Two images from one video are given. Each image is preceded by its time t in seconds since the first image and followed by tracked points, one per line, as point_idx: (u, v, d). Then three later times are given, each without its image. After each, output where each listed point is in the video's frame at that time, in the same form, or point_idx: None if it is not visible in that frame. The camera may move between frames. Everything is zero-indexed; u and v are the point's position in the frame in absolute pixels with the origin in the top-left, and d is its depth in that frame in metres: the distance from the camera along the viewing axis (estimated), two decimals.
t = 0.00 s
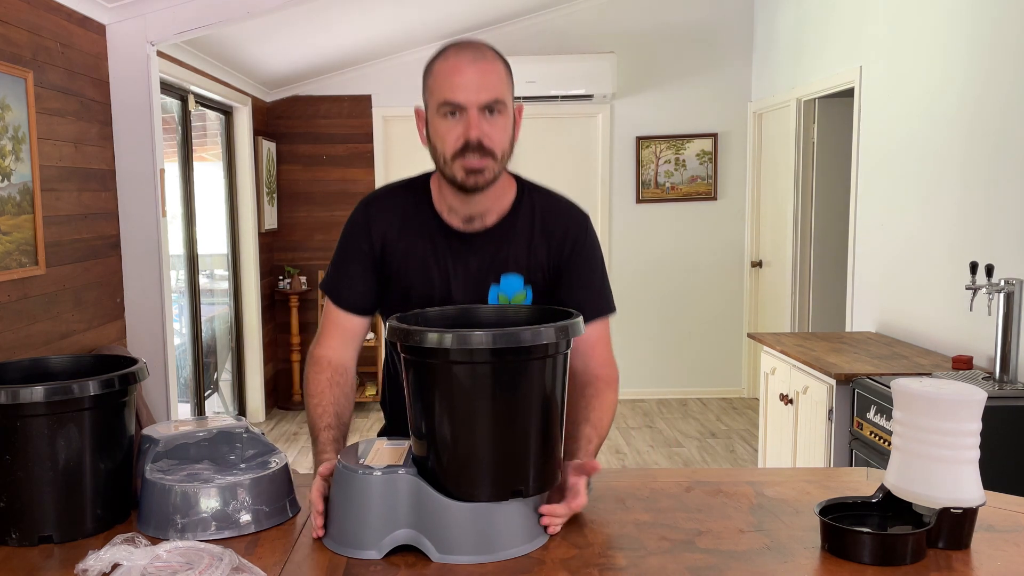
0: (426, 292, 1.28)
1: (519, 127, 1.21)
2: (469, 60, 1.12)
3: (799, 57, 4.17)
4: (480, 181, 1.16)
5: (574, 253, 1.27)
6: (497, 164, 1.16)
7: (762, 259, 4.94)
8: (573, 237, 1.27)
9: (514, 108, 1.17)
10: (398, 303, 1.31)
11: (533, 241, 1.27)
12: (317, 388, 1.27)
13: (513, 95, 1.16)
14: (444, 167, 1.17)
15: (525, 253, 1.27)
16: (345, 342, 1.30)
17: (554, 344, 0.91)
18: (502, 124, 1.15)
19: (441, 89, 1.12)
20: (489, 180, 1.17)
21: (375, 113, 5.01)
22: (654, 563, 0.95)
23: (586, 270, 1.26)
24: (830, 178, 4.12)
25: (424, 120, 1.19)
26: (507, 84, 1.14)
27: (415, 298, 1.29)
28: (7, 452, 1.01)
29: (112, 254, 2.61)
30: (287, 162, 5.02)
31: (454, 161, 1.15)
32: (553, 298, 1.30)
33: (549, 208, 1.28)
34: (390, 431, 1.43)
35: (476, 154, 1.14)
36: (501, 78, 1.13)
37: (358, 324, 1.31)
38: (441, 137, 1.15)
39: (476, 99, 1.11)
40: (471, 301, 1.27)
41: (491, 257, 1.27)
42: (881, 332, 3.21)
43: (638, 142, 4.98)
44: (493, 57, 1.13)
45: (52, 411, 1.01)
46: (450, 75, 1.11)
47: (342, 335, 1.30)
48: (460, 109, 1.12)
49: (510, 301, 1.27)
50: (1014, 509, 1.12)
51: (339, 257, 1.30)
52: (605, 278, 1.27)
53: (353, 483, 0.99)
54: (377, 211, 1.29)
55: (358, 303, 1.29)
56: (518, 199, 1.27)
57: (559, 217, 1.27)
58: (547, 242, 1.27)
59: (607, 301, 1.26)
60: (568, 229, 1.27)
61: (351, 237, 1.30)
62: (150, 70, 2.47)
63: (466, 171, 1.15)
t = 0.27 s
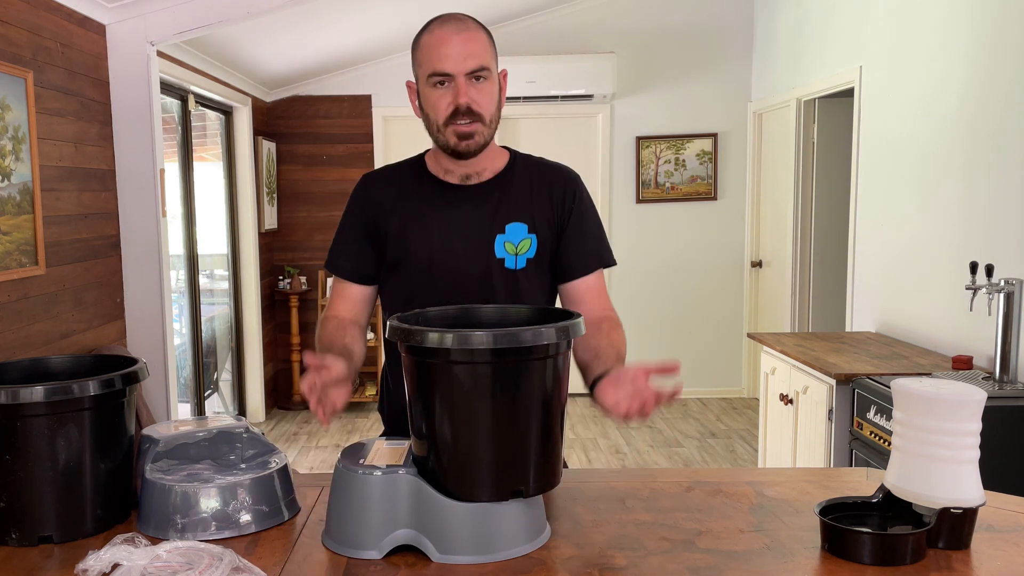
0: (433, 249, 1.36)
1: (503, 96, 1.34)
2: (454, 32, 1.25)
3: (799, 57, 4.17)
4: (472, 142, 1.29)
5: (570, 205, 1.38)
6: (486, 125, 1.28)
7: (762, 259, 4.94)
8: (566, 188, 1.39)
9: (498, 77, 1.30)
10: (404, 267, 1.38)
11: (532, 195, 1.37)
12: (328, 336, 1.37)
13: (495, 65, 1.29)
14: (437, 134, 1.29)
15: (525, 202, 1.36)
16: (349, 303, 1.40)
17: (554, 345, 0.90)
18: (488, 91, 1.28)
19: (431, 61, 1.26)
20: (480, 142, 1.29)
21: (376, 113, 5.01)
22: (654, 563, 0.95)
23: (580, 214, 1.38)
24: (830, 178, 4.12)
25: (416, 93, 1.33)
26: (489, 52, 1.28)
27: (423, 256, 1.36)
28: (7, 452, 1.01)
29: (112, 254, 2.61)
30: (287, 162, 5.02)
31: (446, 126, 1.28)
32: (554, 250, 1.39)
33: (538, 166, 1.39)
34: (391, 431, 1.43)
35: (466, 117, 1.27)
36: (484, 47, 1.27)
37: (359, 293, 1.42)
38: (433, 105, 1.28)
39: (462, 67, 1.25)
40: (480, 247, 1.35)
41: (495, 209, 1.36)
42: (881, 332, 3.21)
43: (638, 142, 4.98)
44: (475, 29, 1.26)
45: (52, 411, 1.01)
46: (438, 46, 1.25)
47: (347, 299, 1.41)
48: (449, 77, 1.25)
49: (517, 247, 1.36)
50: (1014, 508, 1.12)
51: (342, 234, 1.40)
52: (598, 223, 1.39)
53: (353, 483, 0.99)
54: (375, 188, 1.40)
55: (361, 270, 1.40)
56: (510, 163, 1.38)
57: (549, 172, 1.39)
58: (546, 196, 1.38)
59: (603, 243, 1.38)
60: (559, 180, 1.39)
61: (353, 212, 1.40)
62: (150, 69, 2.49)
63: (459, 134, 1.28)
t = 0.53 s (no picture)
0: (435, 244, 1.36)
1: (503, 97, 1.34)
2: (455, 36, 1.25)
3: (798, 57, 4.17)
4: (473, 144, 1.29)
5: (571, 200, 1.39)
6: (486, 127, 1.29)
7: (762, 259, 4.94)
8: (567, 183, 1.40)
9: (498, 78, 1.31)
10: (406, 263, 1.37)
11: (532, 191, 1.38)
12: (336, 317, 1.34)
13: (497, 66, 1.29)
14: (439, 135, 1.29)
15: (526, 196, 1.37)
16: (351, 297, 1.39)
17: (554, 345, 0.91)
18: (489, 93, 1.28)
19: (432, 64, 1.26)
20: (481, 143, 1.30)
21: (376, 113, 5.01)
22: (654, 563, 0.95)
23: (581, 209, 1.39)
24: (829, 178, 4.12)
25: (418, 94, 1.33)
26: (490, 55, 1.28)
27: (425, 251, 1.36)
28: (7, 452, 1.01)
29: (112, 254, 2.61)
30: (287, 162, 5.03)
31: (448, 128, 1.28)
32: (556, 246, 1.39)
33: (538, 163, 1.40)
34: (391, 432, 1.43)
35: (467, 120, 1.27)
36: (484, 50, 1.27)
37: (360, 291, 1.41)
38: (435, 108, 1.28)
39: (464, 70, 1.24)
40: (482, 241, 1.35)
41: (496, 204, 1.37)
42: (881, 332, 3.21)
43: (638, 142, 4.98)
44: (475, 33, 1.27)
45: (52, 411, 1.01)
46: (439, 51, 1.25)
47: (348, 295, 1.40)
48: (451, 81, 1.25)
49: (520, 240, 1.36)
50: (1013, 508, 1.12)
51: (343, 234, 1.40)
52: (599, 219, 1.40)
53: (353, 483, 0.99)
54: (376, 186, 1.40)
55: (364, 267, 1.40)
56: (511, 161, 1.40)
57: (549, 168, 1.40)
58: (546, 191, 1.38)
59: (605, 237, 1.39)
60: (560, 176, 1.40)
61: (354, 210, 1.40)
62: (150, 70, 2.50)
63: (461, 136, 1.28)
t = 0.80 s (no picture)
0: (437, 242, 1.36)
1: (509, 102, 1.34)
2: (463, 44, 1.24)
3: (799, 57, 4.17)
4: (478, 152, 1.30)
5: (573, 197, 1.39)
6: (491, 135, 1.29)
7: (762, 259, 4.94)
8: (569, 181, 1.40)
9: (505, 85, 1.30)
10: (408, 261, 1.37)
11: (534, 188, 1.38)
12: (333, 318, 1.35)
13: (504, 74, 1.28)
14: (444, 142, 1.30)
15: (528, 194, 1.37)
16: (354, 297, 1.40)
17: (554, 344, 0.90)
18: (495, 101, 1.27)
19: (439, 72, 1.25)
20: (485, 151, 1.31)
21: (376, 113, 5.01)
22: (654, 563, 0.95)
23: (583, 207, 1.39)
24: (830, 178, 4.12)
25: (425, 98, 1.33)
26: (498, 64, 1.27)
27: (427, 249, 1.36)
28: (7, 452, 1.01)
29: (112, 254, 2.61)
30: (287, 162, 5.03)
31: (454, 136, 1.29)
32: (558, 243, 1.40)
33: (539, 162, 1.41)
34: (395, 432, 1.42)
35: (472, 129, 1.27)
36: (492, 59, 1.26)
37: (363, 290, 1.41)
38: (441, 115, 1.28)
39: (471, 81, 1.24)
40: (484, 239, 1.36)
41: (497, 203, 1.37)
42: (881, 332, 3.21)
43: (638, 142, 4.98)
44: (484, 41, 1.25)
45: (52, 411, 1.01)
46: (446, 59, 1.24)
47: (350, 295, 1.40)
48: (457, 91, 1.25)
49: (522, 237, 1.36)
50: (1014, 508, 1.12)
51: (346, 233, 1.40)
52: (600, 216, 1.41)
53: (353, 483, 0.99)
54: (379, 186, 1.40)
55: (367, 266, 1.40)
56: (513, 160, 1.40)
57: (551, 166, 1.40)
58: (548, 188, 1.39)
59: (606, 234, 1.40)
60: (562, 174, 1.40)
61: (357, 210, 1.41)
62: (150, 70, 2.50)
63: (465, 144, 1.29)
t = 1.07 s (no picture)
0: (440, 242, 1.36)
1: (511, 101, 1.33)
2: (464, 44, 1.24)
3: (799, 57, 4.17)
4: (479, 151, 1.30)
5: (576, 197, 1.39)
6: (493, 135, 1.29)
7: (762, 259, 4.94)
8: (573, 181, 1.39)
9: (507, 85, 1.30)
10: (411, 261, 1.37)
11: (537, 188, 1.38)
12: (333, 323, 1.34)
13: (505, 73, 1.28)
14: (446, 141, 1.30)
15: (531, 195, 1.37)
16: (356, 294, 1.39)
17: (558, 343, 0.88)
18: (496, 100, 1.27)
19: (441, 71, 1.25)
20: (487, 150, 1.30)
21: (376, 113, 5.01)
22: (654, 563, 0.95)
23: (587, 207, 1.39)
24: (830, 178, 4.12)
25: (428, 96, 1.33)
26: (499, 63, 1.27)
27: (430, 248, 1.36)
28: (6, 452, 1.01)
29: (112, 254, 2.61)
30: (287, 162, 5.03)
31: (455, 135, 1.29)
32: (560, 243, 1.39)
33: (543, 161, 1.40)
34: (398, 433, 1.42)
35: (473, 129, 1.27)
36: (493, 58, 1.25)
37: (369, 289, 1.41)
38: (442, 114, 1.28)
39: (472, 80, 1.24)
40: (486, 239, 1.36)
41: (500, 202, 1.37)
42: (881, 332, 3.21)
43: (638, 142, 4.98)
44: (485, 40, 1.25)
45: (52, 411, 1.02)
46: (447, 58, 1.24)
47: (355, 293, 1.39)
48: (458, 90, 1.25)
49: (525, 237, 1.36)
50: (1014, 508, 1.12)
51: (350, 232, 1.40)
52: (604, 217, 1.40)
53: (353, 483, 0.99)
54: (383, 185, 1.41)
55: (372, 264, 1.40)
56: (517, 159, 1.40)
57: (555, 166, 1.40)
58: (551, 189, 1.39)
59: (610, 233, 1.39)
60: (565, 175, 1.40)
61: (362, 208, 1.41)
62: (149, 70, 2.50)
63: (467, 144, 1.29)
